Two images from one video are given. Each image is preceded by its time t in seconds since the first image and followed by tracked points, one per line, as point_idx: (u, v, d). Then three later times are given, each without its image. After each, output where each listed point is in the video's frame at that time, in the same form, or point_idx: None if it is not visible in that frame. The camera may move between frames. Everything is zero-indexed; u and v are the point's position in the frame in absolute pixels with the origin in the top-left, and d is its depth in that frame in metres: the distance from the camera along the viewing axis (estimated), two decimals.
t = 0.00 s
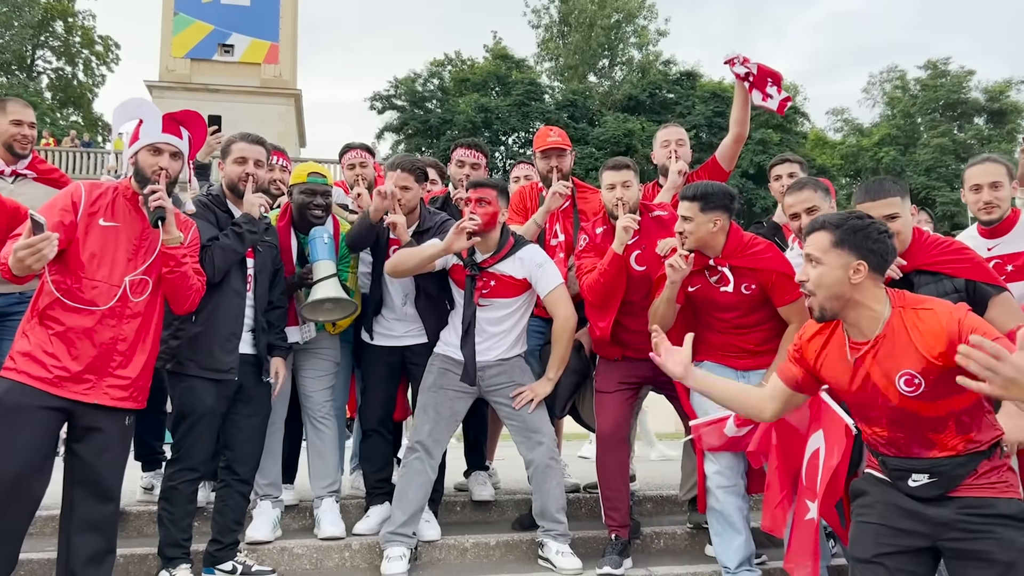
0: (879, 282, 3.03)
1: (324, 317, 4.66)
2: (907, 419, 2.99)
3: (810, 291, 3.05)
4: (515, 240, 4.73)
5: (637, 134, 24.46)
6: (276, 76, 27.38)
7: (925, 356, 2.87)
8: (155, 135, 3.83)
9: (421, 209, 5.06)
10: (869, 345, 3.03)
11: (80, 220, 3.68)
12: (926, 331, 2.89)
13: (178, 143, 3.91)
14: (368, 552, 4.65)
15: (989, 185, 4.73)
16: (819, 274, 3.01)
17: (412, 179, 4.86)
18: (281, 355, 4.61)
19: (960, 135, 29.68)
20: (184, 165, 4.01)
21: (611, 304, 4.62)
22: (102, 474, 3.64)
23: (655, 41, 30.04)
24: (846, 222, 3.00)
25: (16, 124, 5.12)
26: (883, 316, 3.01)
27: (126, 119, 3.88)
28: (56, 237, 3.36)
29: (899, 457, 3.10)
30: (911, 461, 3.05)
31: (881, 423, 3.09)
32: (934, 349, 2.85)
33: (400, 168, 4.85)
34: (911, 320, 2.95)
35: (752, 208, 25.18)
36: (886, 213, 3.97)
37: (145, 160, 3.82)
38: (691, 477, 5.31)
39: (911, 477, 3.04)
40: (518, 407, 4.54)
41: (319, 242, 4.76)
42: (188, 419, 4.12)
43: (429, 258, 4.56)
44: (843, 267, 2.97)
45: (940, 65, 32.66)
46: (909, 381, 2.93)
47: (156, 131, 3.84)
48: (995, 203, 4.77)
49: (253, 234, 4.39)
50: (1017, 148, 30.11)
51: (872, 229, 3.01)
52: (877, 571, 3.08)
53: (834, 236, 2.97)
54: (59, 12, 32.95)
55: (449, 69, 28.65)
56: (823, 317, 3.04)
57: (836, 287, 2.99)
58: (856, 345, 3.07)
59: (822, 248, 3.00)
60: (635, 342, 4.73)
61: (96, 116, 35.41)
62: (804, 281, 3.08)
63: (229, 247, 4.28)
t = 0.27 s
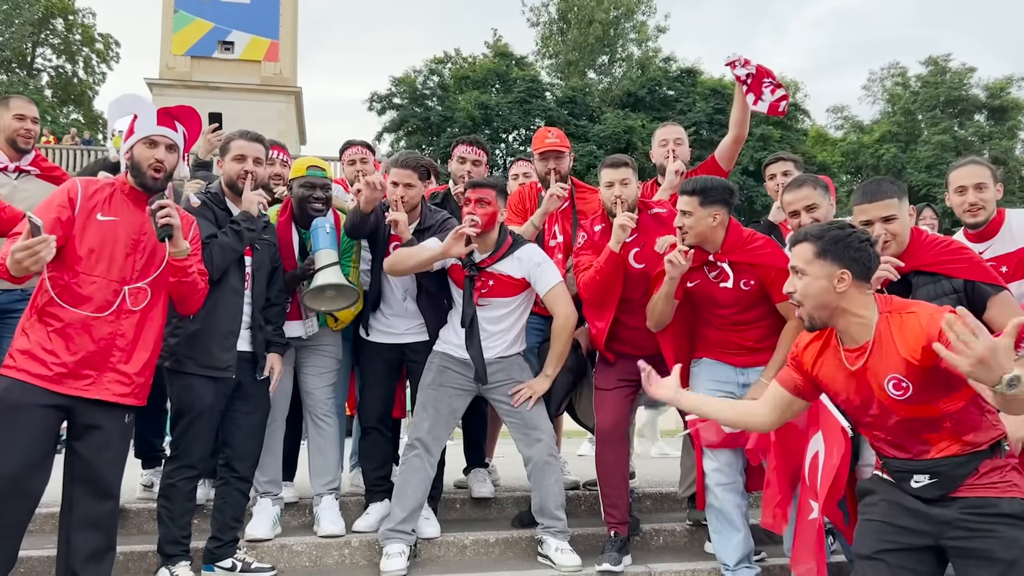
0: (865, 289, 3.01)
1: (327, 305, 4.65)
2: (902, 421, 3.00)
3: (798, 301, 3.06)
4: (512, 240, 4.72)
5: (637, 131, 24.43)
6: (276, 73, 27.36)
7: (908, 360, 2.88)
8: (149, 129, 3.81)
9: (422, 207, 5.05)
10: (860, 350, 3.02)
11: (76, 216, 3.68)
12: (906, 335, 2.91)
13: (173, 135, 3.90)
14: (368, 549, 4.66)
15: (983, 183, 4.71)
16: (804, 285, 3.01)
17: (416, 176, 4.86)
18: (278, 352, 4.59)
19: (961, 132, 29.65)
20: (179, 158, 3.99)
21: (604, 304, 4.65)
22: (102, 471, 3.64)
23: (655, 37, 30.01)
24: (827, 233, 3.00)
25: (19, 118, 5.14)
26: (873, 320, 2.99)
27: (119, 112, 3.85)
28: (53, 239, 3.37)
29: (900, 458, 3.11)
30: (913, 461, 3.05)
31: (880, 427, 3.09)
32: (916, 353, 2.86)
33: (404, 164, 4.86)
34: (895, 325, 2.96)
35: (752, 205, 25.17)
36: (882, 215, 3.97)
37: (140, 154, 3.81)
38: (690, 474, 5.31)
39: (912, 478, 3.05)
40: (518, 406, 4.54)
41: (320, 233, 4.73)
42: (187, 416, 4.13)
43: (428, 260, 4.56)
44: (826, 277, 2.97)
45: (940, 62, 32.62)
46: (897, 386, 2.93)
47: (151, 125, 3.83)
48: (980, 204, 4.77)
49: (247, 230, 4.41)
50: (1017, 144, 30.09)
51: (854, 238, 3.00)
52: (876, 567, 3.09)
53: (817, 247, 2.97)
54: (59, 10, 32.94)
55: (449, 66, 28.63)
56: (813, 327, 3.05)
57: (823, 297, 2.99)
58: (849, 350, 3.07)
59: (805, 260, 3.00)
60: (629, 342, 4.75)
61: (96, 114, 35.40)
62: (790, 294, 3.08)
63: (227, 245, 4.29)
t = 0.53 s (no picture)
0: (869, 281, 3.03)
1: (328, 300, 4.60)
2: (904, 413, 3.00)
3: (802, 294, 3.08)
4: (515, 239, 4.71)
5: (638, 129, 24.40)
6: (277, 71, 27.32)
7: (908, 350, 2.90)
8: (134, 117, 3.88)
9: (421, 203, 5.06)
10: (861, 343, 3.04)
11: (69, 212, 3.69)
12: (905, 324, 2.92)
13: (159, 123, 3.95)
14: (368, 547, 4.66)
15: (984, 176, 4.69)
16: (809, 278, 3.03)
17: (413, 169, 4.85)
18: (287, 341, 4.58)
19: (963, 129, 29.60)
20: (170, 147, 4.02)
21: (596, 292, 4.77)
22: (103, 469, 3.64)
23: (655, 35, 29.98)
24: (832, 226, 3.03)
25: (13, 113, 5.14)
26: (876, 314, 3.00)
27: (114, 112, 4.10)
28: (28, 241, 3.36)
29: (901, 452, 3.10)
30: (915, 456, 3.04)
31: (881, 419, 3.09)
32: (916, 345, 2.87)
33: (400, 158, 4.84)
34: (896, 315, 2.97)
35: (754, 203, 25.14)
36: (882, 205, 3.97)
37: (129, 143, 3.84)
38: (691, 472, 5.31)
39: (913, 473, 3.04)
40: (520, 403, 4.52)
41: (322, 227, 4.71)
42: (186, 414, 4.12)
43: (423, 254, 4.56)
44: (831, 270, 3.00)
45: (942, 59, 32.56)
46: (897, 376, 2.94)
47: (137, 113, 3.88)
48: (979, 197, 4.74)
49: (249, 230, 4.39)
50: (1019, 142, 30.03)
51: (859, 232, 3.03)
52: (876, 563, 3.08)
53: (822, 240, 3.00)
54: (60, 8, 32.94)
55: (450, 64, 28.61)
56: (817, 320, 3.06)
57: (828, 288, 3.01)
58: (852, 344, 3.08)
59: (810, 253, 3.03)
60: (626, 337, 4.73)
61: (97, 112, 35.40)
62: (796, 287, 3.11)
63: (226, 243, 4.31)
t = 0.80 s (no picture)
0: (885, 277, 3.05)
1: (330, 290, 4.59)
2: (913, 409, 2.99)
3: (819, 292, 3.05)
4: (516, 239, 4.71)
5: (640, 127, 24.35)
6: (280, 69, 27.21)
7: (924, 346, 2.89)
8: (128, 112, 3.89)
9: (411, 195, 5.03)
10: (875, 339, 3.05)
11: (70, 210, 3.68)
12: (921, 322, 2.93)
13: (153, 115, 3.94)
14: (371, 545, 4.65)
15: (993, 166, 4.70)
16: (830, 274, 3.01)
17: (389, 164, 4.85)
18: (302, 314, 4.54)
19: (966, 127, 29.54)
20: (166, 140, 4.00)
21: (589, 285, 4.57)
22: (107, 467, 3.63)
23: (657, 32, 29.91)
24: (854, 222, 3.01)
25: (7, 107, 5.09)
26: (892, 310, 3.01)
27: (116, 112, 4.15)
28: (10, 233, 3.38)
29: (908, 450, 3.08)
30: (921, 453, 3.02)
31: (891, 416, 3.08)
32: (931, 339, 2.87)
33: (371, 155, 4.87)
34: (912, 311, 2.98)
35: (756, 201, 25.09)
36: (894, 188, 3.96)
37: (123, 137, 3.84)
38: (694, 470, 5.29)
39: (922, 469, 3.01)
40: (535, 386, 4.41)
41: (330, 219, 4.65)
42: (188, 412, 4.12)
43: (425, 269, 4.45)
44: (853, 266, 2.99)
45: (945, 56, 32.49)
46: (911, 372, 2.94)
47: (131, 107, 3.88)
48: (987, 184, 4.74)
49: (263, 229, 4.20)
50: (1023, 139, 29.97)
51: (877, 228, 3.03)
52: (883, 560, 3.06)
53: (843, 237, 2.97)
54: (62, 6, 32.92)
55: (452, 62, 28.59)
56: (835, 317, 3.05)
57: (848, 285, 3.00)
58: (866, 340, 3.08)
59: (831, 249, 3.01)
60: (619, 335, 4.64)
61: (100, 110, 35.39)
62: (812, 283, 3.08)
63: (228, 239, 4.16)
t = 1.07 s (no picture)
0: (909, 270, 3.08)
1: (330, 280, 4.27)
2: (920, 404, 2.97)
3: (869, 276, 2.94)
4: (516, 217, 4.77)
5: (643, 126, 24.29)
6: (282, 68, 27.15)
7: (944, 338, 2.88)
8: (132, 111, 3.88)
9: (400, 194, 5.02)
10: (891, 331, 3.00)
11: (77, 209, 3.67)
12: (938, 317, 2.92)
13: (157, 115, 3.92)
14: (373, 544, 4.64)
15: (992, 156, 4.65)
16: (881, 262, 2.94)
17: (367, 166, 4.84)
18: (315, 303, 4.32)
19: (970, 125, 29.46)
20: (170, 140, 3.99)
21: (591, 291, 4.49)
22: (110, 466, 3.62)
23: (660, 30, 29.85)
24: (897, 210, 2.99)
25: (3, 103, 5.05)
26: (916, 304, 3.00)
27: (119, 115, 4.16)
28: (24, 225, 3.35)
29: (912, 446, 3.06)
30: (924, 449, 3.01)
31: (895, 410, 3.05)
32: (951, 332, 2.87)
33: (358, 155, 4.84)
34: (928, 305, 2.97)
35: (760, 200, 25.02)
36: (906, 177, 3.96)
37: (128, 136, 3.83)
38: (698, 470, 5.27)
39: (924, 466, 3.00)
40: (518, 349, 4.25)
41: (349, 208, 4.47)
42: (188, 411, 4.11)
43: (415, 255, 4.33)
44: (901, 255, 2.95)
45: (949, 54, 32.39)
46: (927, 363, 2.92)
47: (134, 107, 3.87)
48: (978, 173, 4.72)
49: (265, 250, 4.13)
50: None
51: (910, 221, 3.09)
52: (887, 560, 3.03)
53: (893, 223, 2.93)
54: (65, 5, 32.92)
55: (454, 61, 28.54)
56: (876, 305, 2.94)
57: (896, 273, 2.95)
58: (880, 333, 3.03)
59: (886, 234, 2.94)
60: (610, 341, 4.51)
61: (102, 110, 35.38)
62: (856, 270, 2.97)
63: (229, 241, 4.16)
